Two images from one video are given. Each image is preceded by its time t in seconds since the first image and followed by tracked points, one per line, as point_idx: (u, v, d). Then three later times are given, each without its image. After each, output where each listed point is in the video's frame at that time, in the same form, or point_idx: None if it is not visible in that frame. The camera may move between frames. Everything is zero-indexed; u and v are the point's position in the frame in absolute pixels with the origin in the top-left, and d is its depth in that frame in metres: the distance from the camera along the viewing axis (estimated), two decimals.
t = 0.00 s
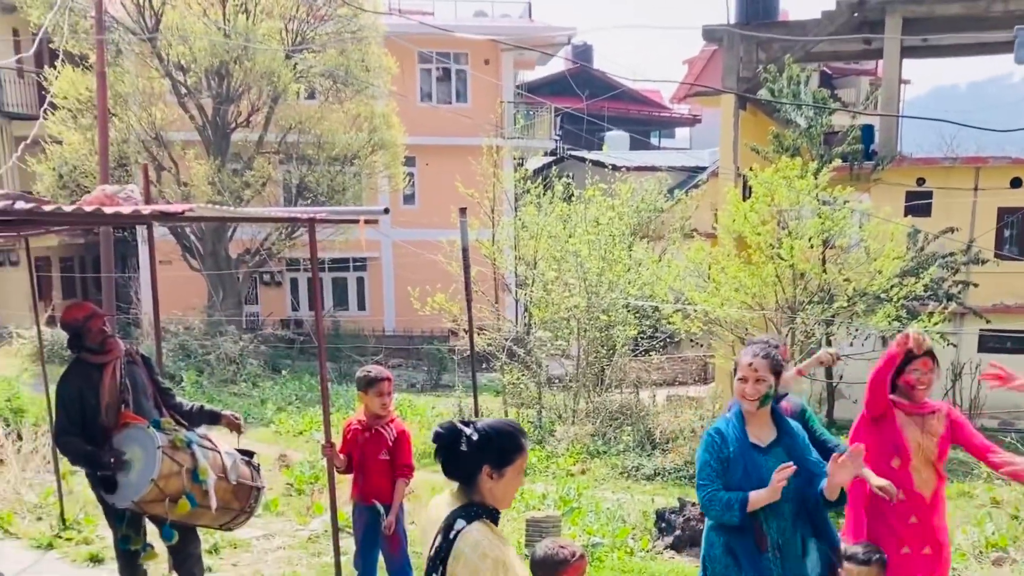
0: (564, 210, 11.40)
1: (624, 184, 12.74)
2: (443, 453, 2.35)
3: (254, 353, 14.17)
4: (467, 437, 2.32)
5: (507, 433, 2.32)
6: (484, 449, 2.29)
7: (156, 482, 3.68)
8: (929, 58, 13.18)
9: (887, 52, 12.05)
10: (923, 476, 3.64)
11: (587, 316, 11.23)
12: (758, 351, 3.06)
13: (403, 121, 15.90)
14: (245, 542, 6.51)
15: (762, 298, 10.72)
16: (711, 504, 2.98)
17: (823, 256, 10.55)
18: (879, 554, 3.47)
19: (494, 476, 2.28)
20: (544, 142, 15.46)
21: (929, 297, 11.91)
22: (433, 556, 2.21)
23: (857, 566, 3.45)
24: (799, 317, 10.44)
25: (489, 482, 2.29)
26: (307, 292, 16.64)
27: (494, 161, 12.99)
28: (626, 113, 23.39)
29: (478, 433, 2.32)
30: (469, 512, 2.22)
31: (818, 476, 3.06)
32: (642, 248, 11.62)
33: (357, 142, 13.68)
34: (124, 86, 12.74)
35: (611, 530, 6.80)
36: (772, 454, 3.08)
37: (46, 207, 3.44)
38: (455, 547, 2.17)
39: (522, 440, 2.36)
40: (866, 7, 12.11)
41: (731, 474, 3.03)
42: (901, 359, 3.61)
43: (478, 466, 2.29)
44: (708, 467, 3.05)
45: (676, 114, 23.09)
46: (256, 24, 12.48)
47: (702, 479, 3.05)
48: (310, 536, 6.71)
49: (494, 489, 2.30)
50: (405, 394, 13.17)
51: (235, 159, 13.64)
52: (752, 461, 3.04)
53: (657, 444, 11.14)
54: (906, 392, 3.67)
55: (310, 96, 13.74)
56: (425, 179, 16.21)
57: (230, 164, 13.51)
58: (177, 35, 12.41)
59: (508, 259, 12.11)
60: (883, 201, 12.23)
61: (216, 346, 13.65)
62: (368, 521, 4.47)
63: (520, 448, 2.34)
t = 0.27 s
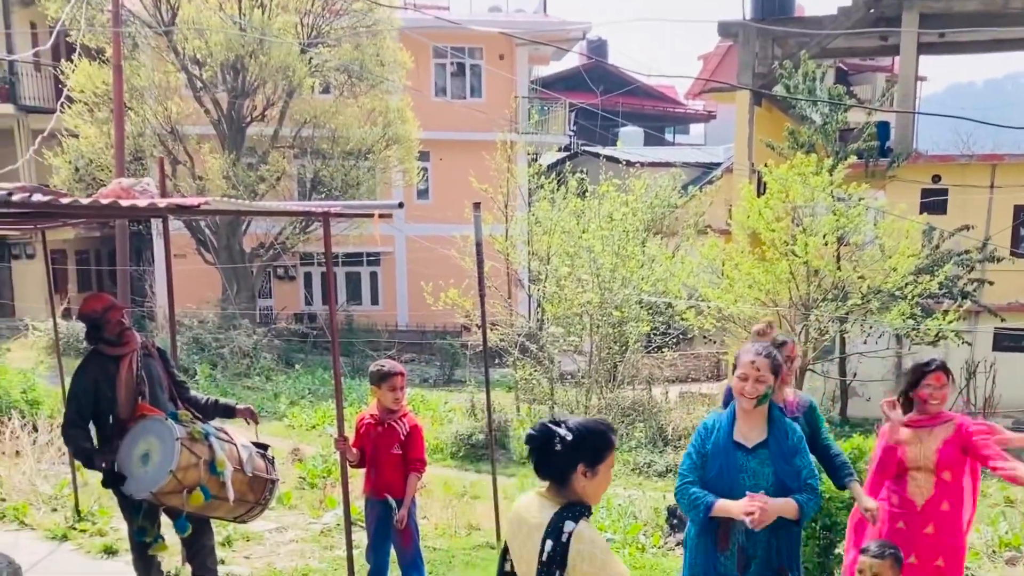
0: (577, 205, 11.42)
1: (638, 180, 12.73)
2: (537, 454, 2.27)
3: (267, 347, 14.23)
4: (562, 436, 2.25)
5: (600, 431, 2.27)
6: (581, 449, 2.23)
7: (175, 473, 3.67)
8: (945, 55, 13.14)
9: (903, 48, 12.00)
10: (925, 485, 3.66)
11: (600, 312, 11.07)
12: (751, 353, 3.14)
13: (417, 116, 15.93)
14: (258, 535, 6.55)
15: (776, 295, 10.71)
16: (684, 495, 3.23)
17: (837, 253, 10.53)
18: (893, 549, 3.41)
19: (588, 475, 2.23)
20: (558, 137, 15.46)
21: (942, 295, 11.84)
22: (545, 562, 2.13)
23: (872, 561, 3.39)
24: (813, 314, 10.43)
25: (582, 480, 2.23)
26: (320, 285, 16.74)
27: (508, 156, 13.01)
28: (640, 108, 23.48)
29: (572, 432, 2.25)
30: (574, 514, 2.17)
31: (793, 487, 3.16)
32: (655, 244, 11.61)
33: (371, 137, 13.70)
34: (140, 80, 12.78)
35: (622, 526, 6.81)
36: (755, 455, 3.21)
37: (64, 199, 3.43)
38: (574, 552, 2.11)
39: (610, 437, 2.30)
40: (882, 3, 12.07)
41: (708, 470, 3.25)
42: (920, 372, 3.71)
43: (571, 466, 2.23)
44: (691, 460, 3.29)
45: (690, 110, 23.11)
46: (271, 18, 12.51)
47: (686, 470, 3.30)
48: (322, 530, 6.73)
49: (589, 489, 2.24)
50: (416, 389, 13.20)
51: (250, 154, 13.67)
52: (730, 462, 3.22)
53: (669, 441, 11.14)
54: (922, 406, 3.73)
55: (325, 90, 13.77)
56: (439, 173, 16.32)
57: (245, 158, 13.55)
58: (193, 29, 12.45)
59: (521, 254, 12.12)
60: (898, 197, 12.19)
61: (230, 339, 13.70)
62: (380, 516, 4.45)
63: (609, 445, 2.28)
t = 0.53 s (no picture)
0: (582, 200, 11.42)
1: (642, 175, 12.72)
2: (622, 436, 2.32)
3: (271, 341, 14.23)
4: (648, 419, 2.30)
5: (682, 413, 2.33)
6: (668, 430, 2.29)
7: (179, 467, 3.67)
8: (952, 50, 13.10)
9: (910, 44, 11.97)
10: (949, 460, 3.60)
11: (605, 308, 11.12)
12: (764, 344, 3.06)
13: (422, 110, 15.91)
14: (261, 529, 6.54)
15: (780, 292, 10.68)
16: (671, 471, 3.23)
17: (842, 249, 10.51)
18: (900, 545, 3.41)
19: (672, 456, 2.29)
20: (563, 132, 15.45)
21: (946, 291, 11.93)
22: (638, 538, 2.19)
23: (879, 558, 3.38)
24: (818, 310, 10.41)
25: (667, 462, 2.29)
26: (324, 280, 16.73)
27: (512, 151, 12.99)
28: (645, 103, 23.51)
29: (657, 414, 2.31)
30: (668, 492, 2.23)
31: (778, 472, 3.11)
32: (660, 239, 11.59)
33: (376, 131, 13.69)
34: (145, 74, 12.77)
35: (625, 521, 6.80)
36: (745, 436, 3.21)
37: (70, 193, 3.41)
38: (670, 527, 2.18)
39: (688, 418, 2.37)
40: None
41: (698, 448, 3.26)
42: (929, 349, 3.77)
43: (658, 448, 2.28)
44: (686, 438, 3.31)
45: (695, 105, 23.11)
46: (277, 12, 12.50)
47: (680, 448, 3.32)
48: (325, 524, 6.73)
49: (674, 469, 2.30)
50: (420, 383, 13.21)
51: (254, 148, 13.66)
52: (719, 440, 3.22)
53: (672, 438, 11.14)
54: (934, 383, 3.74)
55: (329, 84, 13.76)
56: (443, 168, 16.31)
57: (249, 152, 13.54)
58: (198, 23, 12.44)
59: (525, 250, 12.11)
60: (903, 194, 12.17)
61: (234, 333, 13.69)
62: (383, 510, 4.45)
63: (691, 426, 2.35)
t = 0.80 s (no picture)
0: (580, 194, 11.41)
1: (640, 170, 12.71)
2: (654, 429, 2.37)
3: (268, 335, 14.20)
4: (681, 410, 2.35)
5: (711, 402, 2.39)
6: (703, 420, 2.35)
7: (176, 460, 3.66)
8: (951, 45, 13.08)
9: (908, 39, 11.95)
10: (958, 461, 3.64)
11: (602, 302, 11.07)
12: (765, 349, 2.97)
13: (419, 103, 15.88)
14: (258, 523, 6.53)
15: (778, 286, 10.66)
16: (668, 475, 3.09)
17: (840, 244, 10.50)
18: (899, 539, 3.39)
19: (705, 445, 2.35)
20: (561, 126, 15.43)
21: (943, 287, 11.79)
22: (684, 524, 2.29)
23: (879, 552, 3.37)
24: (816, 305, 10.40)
25: (701, 450, 2.35)
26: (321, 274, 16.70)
27: (510, 144, 12.96)
28: (643, 97, 23.46)
29: (688, 405, 2.36)
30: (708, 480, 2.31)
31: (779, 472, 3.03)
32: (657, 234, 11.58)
33: (373, 125, 13.66)
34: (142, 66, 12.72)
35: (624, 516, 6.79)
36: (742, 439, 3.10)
37: (65, 185, 3.40)
38: (713, 512, 2.28)
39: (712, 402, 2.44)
40: None
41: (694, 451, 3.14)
42: (924, 349, 3.77)
43: (692, 439, 2.34)
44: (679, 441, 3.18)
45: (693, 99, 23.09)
46: (273, 5, 12.46)
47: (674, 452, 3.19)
48: (322, 518, 6.72)
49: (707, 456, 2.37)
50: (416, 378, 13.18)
51: (251, 141, 13.63)
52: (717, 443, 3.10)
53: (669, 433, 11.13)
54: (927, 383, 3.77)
55: (326, 78, 13.74)
56: (441, 162, 16.27)
57: (246, 146, 13.51)
58: (194, 15, 12.40)
59: (523, 244, 12.09)
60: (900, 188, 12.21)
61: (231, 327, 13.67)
62: (381, 504, 4.43)
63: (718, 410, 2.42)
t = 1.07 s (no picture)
0: (569, 186, 11.39)
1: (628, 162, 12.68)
2: (676, 415, 2.55)
3: (255, 328, 14.15)
4: (701, 397, 2.53)
5: (722, 384, 2.59)
6: (720, 404, 2.55)
7: (161, 455, 3.62)
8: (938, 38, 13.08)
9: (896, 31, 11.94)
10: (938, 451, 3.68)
11: (591, 295, 11.09)
12: (763, 342, 3.00)
13: (406, 95, 15.82)
14: (246, 517, 6.49)
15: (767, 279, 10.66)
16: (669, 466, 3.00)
17: (828, 237, 10.51)
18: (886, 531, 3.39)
19: (721, 426, 2.56)
20: (549, 119, 15.39)
21: (931, 279, 11.95)
22: (718, 501, 2.50)
23: (867, 544, 3.35)
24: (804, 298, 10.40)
25: (717, 431, 2.56)
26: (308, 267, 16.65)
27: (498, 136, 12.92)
28: (630, 90, 23.41)
29: (706, 391, 2.55)
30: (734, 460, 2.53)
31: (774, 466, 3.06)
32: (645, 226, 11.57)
33: (360, 117, 13.59)
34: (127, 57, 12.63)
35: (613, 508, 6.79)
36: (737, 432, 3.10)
37: (49, 176, 3.36)
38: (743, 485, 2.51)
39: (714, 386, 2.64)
40: None
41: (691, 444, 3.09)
42: (914, 340, 3.83)
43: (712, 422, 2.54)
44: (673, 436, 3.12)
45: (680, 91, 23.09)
46: None
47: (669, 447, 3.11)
48: (309, 512, 6.69)
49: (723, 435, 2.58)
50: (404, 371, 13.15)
51: (238, 133, 13.55)
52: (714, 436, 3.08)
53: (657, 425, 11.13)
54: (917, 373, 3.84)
55: (313, 69, 13.67)
56: (428, 154, 16.23)
57: (233, 138, 13.44)
58: (179, 6, 12.31)
59: (511, 236, 12.06)
60: (888, 181, 12.16)
61: (218, 320, 13.60)
62: (370, 498, 4.40)
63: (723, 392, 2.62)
